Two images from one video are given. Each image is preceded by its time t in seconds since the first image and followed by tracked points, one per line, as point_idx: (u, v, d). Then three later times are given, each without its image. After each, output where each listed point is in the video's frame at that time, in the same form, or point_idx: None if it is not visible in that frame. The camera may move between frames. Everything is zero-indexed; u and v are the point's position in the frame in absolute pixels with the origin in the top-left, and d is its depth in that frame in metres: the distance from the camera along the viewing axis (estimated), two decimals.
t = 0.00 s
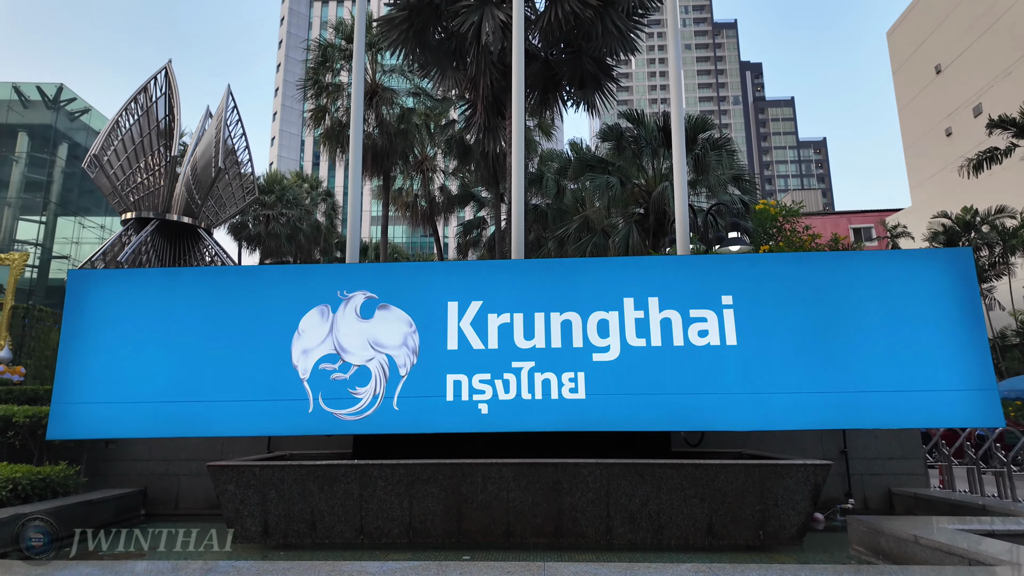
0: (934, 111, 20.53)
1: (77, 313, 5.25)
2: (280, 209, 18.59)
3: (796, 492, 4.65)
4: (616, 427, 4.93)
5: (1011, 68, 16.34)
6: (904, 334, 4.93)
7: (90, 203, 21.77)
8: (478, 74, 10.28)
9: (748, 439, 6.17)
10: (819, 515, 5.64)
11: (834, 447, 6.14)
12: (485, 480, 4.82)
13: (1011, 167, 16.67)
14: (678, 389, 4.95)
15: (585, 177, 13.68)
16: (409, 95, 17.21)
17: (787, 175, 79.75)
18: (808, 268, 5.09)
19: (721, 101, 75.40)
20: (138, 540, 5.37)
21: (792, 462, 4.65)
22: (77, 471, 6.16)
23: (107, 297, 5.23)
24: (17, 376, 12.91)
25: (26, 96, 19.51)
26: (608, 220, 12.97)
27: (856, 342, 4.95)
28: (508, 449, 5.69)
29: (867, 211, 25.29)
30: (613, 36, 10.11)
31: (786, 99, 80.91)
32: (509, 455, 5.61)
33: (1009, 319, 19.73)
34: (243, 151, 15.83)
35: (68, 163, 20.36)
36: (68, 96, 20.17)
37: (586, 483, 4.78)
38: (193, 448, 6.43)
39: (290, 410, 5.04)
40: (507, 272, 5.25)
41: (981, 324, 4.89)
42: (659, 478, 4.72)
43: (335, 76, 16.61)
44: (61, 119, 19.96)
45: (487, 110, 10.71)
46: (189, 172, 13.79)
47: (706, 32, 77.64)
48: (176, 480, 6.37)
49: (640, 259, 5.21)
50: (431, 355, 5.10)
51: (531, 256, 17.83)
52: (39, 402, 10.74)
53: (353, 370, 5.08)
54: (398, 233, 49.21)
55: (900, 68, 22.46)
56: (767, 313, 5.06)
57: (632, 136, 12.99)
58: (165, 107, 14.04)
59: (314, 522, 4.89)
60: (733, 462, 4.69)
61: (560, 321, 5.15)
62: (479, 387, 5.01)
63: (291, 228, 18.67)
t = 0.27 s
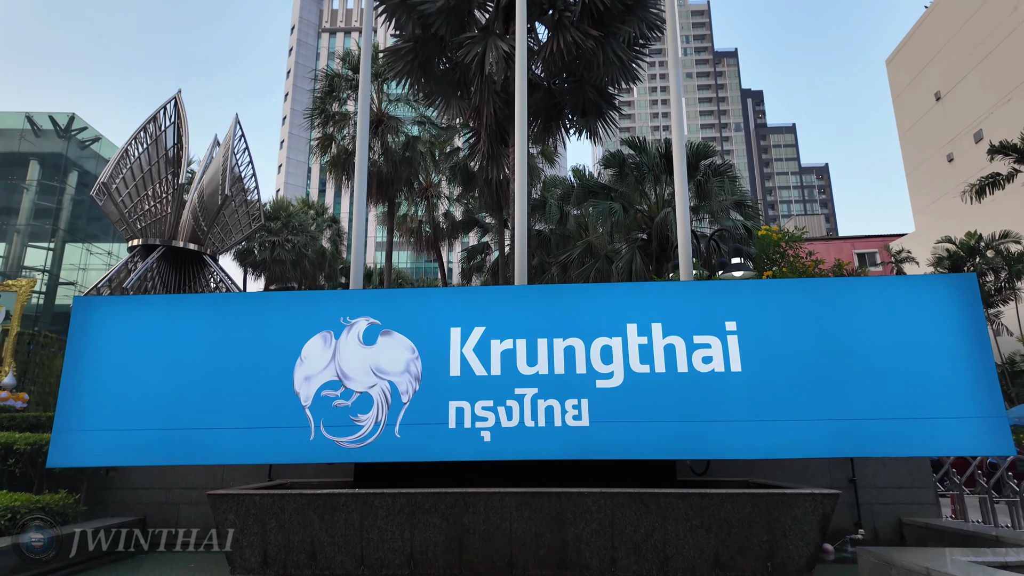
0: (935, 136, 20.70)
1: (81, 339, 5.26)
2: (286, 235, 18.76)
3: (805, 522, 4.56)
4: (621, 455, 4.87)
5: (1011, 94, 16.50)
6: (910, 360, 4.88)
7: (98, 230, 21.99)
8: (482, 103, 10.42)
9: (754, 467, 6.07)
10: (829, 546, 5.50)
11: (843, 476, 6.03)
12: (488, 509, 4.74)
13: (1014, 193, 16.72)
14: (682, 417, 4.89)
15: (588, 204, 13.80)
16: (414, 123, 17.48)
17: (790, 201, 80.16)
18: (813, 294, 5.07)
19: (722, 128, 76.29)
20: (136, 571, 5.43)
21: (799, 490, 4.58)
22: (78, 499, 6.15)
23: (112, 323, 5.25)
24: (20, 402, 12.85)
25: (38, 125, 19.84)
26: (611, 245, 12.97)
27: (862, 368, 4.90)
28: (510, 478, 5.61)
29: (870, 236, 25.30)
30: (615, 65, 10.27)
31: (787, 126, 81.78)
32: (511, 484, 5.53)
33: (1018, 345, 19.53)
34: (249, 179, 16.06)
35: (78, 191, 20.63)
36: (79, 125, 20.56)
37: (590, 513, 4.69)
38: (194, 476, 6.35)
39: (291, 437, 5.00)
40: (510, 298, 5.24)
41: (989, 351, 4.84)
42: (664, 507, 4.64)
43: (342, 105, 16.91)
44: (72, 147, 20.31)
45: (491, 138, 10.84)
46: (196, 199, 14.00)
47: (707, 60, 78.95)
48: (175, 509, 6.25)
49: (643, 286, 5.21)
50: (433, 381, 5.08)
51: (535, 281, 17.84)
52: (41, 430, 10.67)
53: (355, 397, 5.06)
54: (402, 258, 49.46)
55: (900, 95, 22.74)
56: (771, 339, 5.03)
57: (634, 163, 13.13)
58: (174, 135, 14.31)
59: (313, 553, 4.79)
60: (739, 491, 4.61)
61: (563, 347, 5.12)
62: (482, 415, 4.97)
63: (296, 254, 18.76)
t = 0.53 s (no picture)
0: (933, 166, 20.93)
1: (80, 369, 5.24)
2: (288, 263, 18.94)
3: (812, 557, 4.45)
4: (623, 487, 4.79)
5: (1006, 125, 16.71)
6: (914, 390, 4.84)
7: (101, 259, 22.12)
8: (483, 134, 10.59)
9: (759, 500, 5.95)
10: None
11: (849, 509, 5.91)
12: (488, 544, 4.63)
13: (1014, 222, 16.77)
14: (685, 448, 4.83)
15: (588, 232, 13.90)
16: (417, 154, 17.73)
17: (790, 230, 80.64)
18: (814, 325, 5.06)
19: (721, 158, 77.31)
20: None
21: (805, 524, 4.49)
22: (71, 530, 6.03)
23: (113, 352, 5.24)
24: (17, 433, 12.72)
25: (46, 156, 20.13)
26: (612, 274, 12.99)
27: (865, 398, 4.86)
28: (511, 511, 5.51)
29: (872, 265, 25.34)
30: (614, 98, 10.47)
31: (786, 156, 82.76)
32: (512, 517, 5.42)
33: None
34: (253, 209, 16.22)
35: (83, 220, 20.83)
36: (87, 156, 20.86)
37: (592, 548, 4.59)
38: (190, 509, 6.22)
39: (289, 468, 4.94)
40: (510, 328, 5.24)
41: (992, 381, 4.80)
42: (668, 542, 4.54)
43: (346, 136, 17.20)
44: (79, 177, 20.56)
45: (493, 169, 10.99)
46: (199, 229, 14.15)
47: (705, 92, 80.39)
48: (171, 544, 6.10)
49: (643, 316, 5.20)
50: (433, 412, 5.03)
51: (537, 309, 17.81)
52: (37, 461, 10.53)
53: (354, 428, 5.01)
54: (404, 287, 49.60)
55: (897, 125, 23.08)
56: (773, 369, 5.00)
57: (634, 193, 13.25)
58: (179, 166, 14.49)
59: None
60: (744, 525, 4.52)
61: (564, 377, 5.09)
62: (482, 446, 4.91)
63: (299, 283, 18.81)
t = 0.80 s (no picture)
0: (931, 197, 21.13)
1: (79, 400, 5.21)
2: (290, 294, 18.96)
3: None
4: (625, 523, 4.70)
5: (1002, 157, 16.92)
6: (918, 423, 4.79)
7: (103, 289, 22.19)
8: (484, 167, 10.73)
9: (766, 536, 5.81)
10: None
11: (857, 544, 5.77)
12: None
13: (1014, 252, 16.83)
14: (688, 482, 4.76)
15: (589, 262, 13.97)
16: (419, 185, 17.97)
17: (790, 260, 81.04)
18: (817, 356, 5.03)
19: (720, 190, 78.21)
20: None
21: (812, 561, 4.39)
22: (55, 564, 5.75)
23: (112, 384, 5.22)
24: (12, 466, 12.52)
25: (51, 188, 20.37)
26: (613, 304, 13.03)
27: (870, 430, 4.80)
28: (512, 547, 5.38)
29: (872, 295, 25.36)
30: (613, 132, 10.64)
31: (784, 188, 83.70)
32: (513, 554, 5.30)
33: None
34: (256, 240, 16.34)
35: (85, 251, 20.96)
36: (92, 188, 21.12)
37: None
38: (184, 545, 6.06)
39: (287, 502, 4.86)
40: (511, 359, 5.21)
41: (997, 415, 4.75)
42: None
43: (349, 169, 17.44)
44: (84, 209, 20.86)
45: (494, 200, 11.12)
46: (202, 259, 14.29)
47: (702, 126, 81.82)
48: None
49: (645, 347, 5.18)
50: (433, 445, 4.98)
51: (538, 339, 17.75)
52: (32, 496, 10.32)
53: (353, 462, 4.94)
54: (405, 317, 49.61)
55: (894, 157, 23.39)
56: (775, 400, 4.96)
57: (634, 224, 13.34)
58: (183, 199, 14.71)
59: None
60: (751, 562, 4.41)
61: (565, 410, 5.04)
62: (482, 480, 4.83)
63: (299, 313, 18.82)
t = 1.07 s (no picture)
0: (929, 228, 21.29)
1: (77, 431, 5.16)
2: (290, 323, 18.88)
3: None
4: (629, 559, 4.59)
5: (999, 188, 17.10)
6: (924, 455, 4.73)
7: (103, 319, 22.21)
8: (486, 198, 10.85)
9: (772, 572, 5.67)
10: None
11: None
12: None
13: (1014, 282, 16.87)
14: (693, 516, 4.67)
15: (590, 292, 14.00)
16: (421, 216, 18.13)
17: (790, 290, 81.21)
18: (820, 388, 5.00)
19: (719, 220, 78.89)
20: None
21: None
22: None
23: (111, 415, 5.17)
24: (5, 500, 12.33)
25: (56, 219, 20.58)
26: (613, 334, 12.82)
27: (876, 463, 4.74)
28: None
29: (874, 325, 25.32)
30: (612, 163, 10.78)
31: (782, 218, 84.40)
32: None
33: None
34: (257, 271, 16.44)
35: (87, 281, 21.05)
36: (96, 219, 21.32)
37: None
38: None
39: (284, 536, 4.76)
40: (511, 391, 5.18)
41: (1002, 447, 4.70)
42: None
43: (351, 200, 17.62)
44: (87, 240, 21.01)
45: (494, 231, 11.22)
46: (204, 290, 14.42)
47: (700, 157, 82.97)
48: None
49: (647, 378, 5.15)
50: (433, 478, 4.90)
51: (539, 369, 17.67)
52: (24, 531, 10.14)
53: (351, 495, 4.87)
54: (405, 346, 49.50)
55: (891, 188, 23.64)
56: (779, 432, 4.90)
57: (634, 254, 13.40)
58: (186, 230, 14.76)
59: None
60: None
61: (567, 442, 4.99)
62: (483, 514, 4.74)
63: (300, 342, 18.74)
